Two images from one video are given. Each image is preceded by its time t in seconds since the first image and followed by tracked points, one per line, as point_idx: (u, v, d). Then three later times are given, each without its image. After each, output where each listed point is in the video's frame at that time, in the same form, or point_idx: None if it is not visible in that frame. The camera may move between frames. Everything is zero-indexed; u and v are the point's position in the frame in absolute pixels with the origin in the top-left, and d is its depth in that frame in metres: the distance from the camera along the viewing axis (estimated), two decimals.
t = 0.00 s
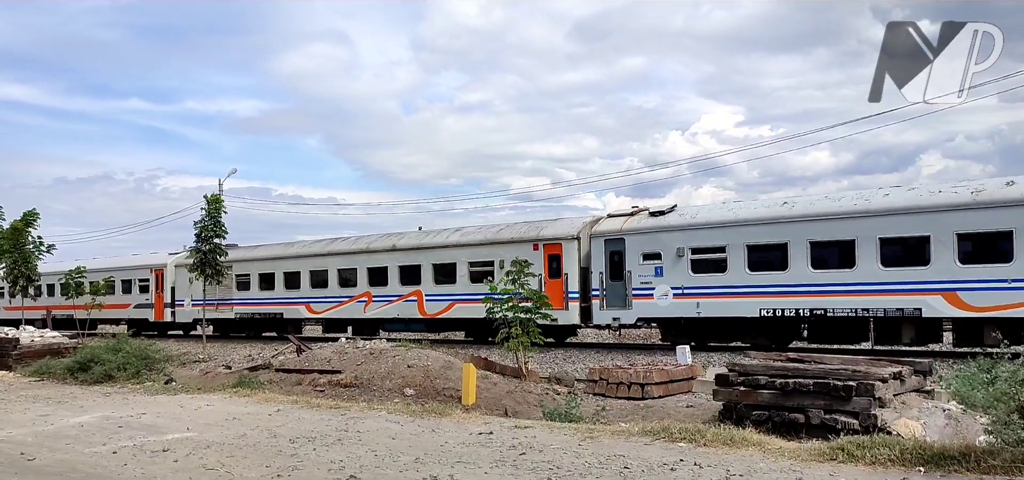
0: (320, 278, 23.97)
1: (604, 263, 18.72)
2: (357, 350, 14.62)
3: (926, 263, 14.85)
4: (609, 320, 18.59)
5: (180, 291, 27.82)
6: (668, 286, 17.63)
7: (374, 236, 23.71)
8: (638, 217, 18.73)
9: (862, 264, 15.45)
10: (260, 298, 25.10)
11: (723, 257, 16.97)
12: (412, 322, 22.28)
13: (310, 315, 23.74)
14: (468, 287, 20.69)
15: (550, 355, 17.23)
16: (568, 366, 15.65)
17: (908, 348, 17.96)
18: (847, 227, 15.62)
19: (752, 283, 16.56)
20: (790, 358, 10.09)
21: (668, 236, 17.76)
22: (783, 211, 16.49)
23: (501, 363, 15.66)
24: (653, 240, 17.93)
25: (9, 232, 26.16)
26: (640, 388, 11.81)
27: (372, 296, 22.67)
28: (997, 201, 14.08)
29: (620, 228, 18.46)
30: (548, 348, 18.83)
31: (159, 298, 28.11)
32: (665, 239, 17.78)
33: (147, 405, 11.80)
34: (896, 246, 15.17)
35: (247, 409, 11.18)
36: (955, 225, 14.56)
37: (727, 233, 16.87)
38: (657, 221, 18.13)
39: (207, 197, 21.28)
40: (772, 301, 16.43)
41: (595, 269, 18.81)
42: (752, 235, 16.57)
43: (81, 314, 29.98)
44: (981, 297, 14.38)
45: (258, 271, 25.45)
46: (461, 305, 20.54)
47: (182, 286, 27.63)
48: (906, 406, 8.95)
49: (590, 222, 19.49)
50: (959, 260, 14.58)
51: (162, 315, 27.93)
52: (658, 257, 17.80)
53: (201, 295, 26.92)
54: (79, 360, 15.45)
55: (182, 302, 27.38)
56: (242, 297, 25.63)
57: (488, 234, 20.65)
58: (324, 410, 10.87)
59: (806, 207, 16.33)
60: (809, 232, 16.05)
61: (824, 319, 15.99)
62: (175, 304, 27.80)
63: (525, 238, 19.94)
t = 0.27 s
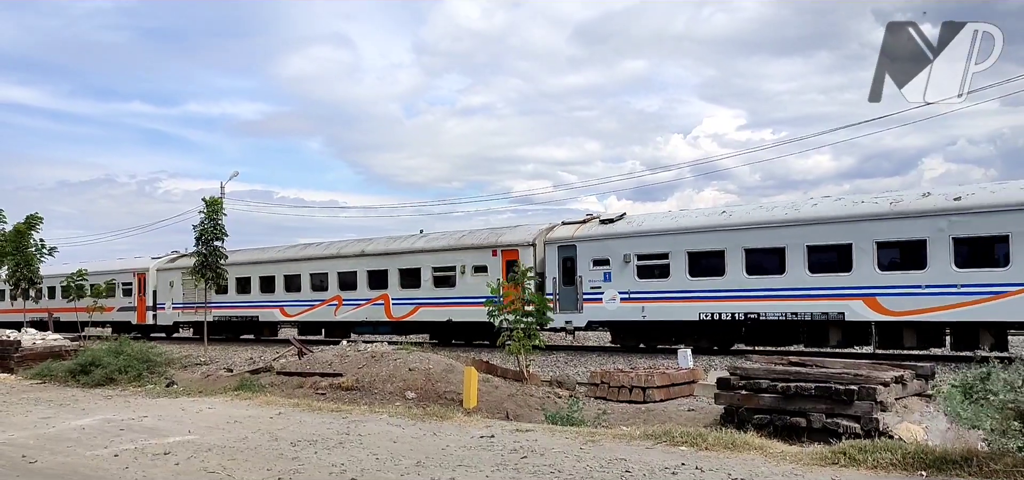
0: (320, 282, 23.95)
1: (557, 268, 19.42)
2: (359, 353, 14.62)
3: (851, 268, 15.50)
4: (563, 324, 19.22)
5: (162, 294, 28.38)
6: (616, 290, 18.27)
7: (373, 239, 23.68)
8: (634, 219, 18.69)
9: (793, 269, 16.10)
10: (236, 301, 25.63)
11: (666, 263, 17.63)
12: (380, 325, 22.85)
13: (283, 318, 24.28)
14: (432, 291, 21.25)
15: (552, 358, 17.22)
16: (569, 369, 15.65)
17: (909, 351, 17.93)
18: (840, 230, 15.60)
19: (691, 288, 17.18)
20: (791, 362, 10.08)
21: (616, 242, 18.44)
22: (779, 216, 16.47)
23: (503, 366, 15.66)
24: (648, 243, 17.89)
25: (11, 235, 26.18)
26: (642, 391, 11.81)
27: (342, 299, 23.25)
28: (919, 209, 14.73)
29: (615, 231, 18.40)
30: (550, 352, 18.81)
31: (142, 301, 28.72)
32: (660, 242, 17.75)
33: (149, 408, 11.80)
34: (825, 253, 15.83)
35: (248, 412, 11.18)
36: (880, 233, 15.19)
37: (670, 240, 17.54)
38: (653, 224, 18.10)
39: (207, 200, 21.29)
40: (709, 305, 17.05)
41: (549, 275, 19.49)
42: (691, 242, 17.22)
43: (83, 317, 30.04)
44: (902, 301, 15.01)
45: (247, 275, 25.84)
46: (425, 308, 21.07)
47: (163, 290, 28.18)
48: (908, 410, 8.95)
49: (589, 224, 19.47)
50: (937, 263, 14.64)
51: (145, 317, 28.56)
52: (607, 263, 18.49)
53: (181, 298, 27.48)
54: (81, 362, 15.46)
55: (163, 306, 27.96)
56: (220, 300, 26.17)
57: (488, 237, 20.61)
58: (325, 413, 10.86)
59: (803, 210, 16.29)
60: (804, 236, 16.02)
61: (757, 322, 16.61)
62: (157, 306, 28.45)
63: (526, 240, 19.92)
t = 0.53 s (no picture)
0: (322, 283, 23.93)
1: (515, 271, 20.08)
2: (361, 355, 14.61)
3: (785, 273, 16.10)
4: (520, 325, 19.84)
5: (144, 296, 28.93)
6: (569, 294, 18.91)
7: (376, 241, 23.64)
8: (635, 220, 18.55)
9: (731, 273, 16.69)
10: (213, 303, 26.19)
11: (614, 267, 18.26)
12: (351, 326, 23.36)
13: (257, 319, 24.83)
14: (400, 293, 21.83)
15: (554, 360, 17.21)
16: (571, 371, 15.64)
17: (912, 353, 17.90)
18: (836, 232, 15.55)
19: (636, 291, 17.76)
20: (794, 364, 10.07)
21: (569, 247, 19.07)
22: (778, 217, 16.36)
23: (505, 368, 15.66)
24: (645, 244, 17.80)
25: (14, 237, 26.21)
26: (644, 393, 11.80)
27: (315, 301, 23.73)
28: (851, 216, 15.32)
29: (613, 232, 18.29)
30: (552, 353, 18.80)
31: (125, 303, 29.27)
32: (657, 244, 17.65)
33: (151, 410, 11.80)
34: (762, 258, 16.43)
35: (250, 413, 11.17)
36: (813, 239, 15.80)
37: (617, 245, 18.16)
38: (650, 226, 17.98)
39: (208, 201, 21.30)
40: (652, 308, 17.65)
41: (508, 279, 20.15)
42: (637, 247, 17.82)
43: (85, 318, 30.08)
44: (832, 304, 15.60)
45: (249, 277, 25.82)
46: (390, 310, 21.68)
47: (145, 292, 28.75)
48: (911, 412, 8.93)
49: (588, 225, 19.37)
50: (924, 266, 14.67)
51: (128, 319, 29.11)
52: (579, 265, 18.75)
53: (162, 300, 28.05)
54: (83, 364, 15.47)
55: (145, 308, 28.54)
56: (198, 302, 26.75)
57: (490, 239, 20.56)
58: (327, 415, 10.86)
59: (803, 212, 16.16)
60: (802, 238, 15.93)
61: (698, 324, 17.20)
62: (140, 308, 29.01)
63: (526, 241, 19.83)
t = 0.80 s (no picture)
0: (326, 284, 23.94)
1: (476, 273, 20.81)
2: (364, 355, 14.62)
3: (726, 275, 16.90)
4: (481, 325, 20.59)
5: (131, 298, 29.79)
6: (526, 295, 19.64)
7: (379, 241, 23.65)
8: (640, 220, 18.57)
9: (675, 275, 17.47)
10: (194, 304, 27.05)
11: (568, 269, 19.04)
12: (325, 326, 23.97)
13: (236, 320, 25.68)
14: (369, 294, 22.56)
15: (557, 360, 17.21)
16: (574, 371, 15.64)
17: (915, 353, 17.88)
18: (837, 233, 15.65)
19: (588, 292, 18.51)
20: (797, 364, 10.05)
21: (527, 250, 19.84)
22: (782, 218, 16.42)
23: (508, 368, 15.66)
24: (648, 245, 17.87)
25: (18, 237, 26.25)
26: (647, 393, 11.80)
27: (290, 303, 24.41)
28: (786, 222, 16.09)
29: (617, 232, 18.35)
30: (555, 354, 18.80)
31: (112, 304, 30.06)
32: (657, 244, 17.75)
33: (155, 410, 11.81)
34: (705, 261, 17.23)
35: (253, 413, 11.18)
36: (751, 243, 16.59)
37: (572, 248, 18.94)
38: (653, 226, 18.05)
39: (211, 202, 21.32)
40: (604, 308, 18.41)
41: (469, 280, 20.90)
42: (589, 250, 18.62)
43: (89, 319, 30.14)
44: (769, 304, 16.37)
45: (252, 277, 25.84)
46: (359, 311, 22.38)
47: (132, 294, 29.62)
48: (914, 412, 8.86)
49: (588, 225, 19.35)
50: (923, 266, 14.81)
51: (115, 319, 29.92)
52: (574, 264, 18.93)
53: (147, 301, 28.93)
54: (86, 364, 15.49)
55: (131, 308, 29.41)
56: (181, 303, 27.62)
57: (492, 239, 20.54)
58: (330, 415, 10.85)
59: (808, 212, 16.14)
60: (804, 239, 16.03)
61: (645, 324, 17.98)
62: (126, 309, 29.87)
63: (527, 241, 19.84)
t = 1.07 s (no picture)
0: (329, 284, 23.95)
1: (441, 275, 21.52)
2: (368, 355, 14.62)
3: (670, 276, 17.46)
4: (446, 324, 21.28)
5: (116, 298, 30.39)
6: (488, 296, 20.24)
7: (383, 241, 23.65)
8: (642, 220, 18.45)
9: (624, 277, 18.05)
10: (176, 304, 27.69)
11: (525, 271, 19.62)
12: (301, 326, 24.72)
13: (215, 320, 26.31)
14: (341, 296, 23.31)
15: (560, 360, 17.21)
16: (577, 371, 15.63)
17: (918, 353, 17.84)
18: (834, 233, 15.51)
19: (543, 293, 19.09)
20: (801, 364, 10.04)
21: (505, 252, 20.14)
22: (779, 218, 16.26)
23: (511, 368, 15.65)
24: (648, 245, 17.78)
25: (22, 237, 26.29)
26: (650, 393, 11.79)
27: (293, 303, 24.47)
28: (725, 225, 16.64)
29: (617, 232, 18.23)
30: (557, 354, 18.79)
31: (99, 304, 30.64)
32: (654, 245, 17.67)
33: (159, 410, 11.83)
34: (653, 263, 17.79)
35: (256, 413, 11.20)
36: (693, 246, 17.15)
37: (529, 251, 19.52)
38: (653, 226, 17.94)
39: (214, 202, 21.34)
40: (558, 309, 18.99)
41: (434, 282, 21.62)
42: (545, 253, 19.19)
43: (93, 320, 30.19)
44: (709, 305, 16.93)
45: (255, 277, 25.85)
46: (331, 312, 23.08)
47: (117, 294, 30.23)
48: (918, 412, 8.88)
49: (588, 225, 19.24)
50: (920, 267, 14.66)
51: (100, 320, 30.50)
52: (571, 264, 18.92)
53: (131, 302, 29.55)
54: (90, 364, 15.52)
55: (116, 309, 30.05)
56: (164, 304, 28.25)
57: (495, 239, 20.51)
58: (333, 415, 10.85)
59: (811, 212, 15.97)
60: (801, 238, 15.89)
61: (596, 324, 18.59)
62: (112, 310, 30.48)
63: (529, 240, 19.78)
